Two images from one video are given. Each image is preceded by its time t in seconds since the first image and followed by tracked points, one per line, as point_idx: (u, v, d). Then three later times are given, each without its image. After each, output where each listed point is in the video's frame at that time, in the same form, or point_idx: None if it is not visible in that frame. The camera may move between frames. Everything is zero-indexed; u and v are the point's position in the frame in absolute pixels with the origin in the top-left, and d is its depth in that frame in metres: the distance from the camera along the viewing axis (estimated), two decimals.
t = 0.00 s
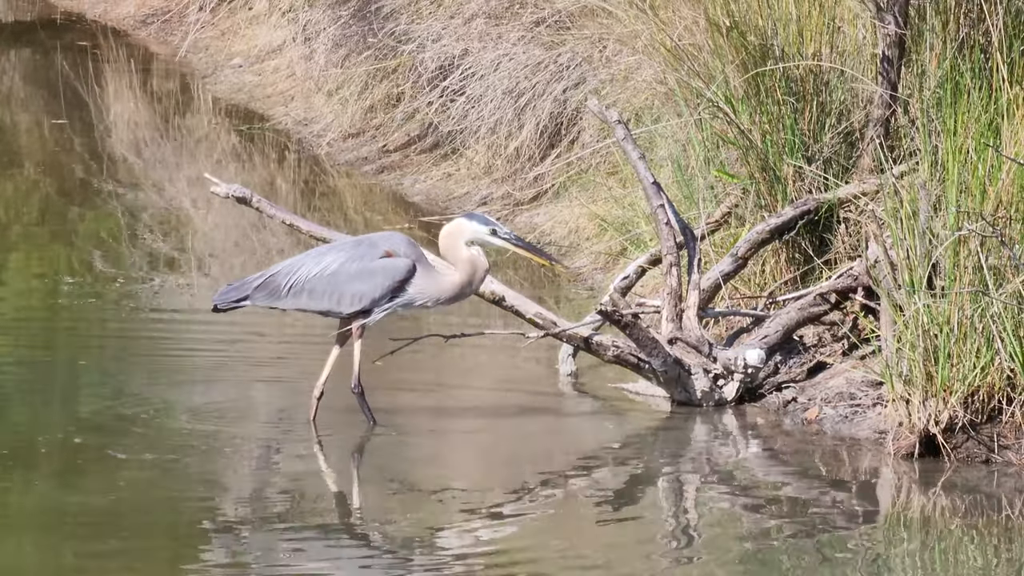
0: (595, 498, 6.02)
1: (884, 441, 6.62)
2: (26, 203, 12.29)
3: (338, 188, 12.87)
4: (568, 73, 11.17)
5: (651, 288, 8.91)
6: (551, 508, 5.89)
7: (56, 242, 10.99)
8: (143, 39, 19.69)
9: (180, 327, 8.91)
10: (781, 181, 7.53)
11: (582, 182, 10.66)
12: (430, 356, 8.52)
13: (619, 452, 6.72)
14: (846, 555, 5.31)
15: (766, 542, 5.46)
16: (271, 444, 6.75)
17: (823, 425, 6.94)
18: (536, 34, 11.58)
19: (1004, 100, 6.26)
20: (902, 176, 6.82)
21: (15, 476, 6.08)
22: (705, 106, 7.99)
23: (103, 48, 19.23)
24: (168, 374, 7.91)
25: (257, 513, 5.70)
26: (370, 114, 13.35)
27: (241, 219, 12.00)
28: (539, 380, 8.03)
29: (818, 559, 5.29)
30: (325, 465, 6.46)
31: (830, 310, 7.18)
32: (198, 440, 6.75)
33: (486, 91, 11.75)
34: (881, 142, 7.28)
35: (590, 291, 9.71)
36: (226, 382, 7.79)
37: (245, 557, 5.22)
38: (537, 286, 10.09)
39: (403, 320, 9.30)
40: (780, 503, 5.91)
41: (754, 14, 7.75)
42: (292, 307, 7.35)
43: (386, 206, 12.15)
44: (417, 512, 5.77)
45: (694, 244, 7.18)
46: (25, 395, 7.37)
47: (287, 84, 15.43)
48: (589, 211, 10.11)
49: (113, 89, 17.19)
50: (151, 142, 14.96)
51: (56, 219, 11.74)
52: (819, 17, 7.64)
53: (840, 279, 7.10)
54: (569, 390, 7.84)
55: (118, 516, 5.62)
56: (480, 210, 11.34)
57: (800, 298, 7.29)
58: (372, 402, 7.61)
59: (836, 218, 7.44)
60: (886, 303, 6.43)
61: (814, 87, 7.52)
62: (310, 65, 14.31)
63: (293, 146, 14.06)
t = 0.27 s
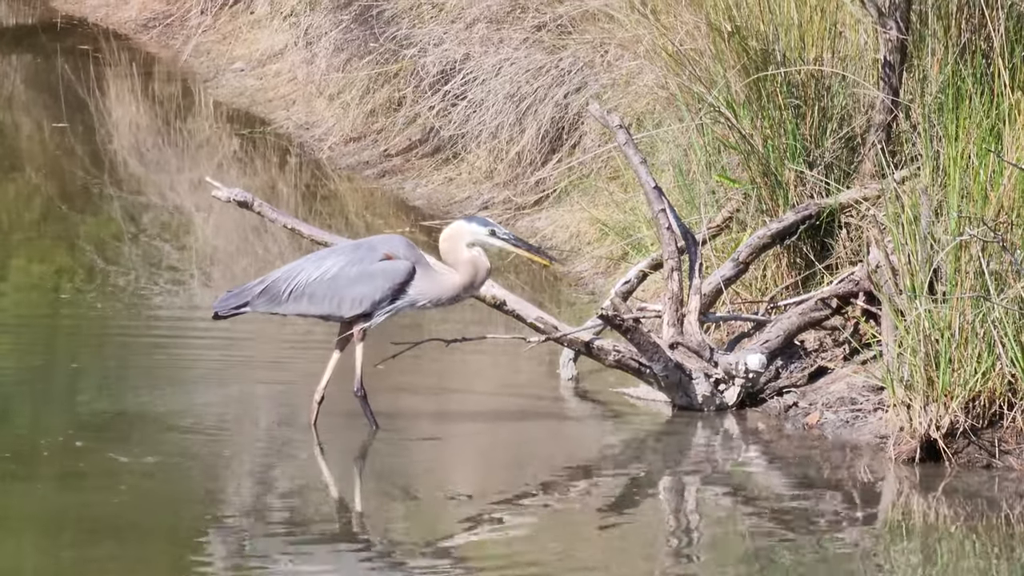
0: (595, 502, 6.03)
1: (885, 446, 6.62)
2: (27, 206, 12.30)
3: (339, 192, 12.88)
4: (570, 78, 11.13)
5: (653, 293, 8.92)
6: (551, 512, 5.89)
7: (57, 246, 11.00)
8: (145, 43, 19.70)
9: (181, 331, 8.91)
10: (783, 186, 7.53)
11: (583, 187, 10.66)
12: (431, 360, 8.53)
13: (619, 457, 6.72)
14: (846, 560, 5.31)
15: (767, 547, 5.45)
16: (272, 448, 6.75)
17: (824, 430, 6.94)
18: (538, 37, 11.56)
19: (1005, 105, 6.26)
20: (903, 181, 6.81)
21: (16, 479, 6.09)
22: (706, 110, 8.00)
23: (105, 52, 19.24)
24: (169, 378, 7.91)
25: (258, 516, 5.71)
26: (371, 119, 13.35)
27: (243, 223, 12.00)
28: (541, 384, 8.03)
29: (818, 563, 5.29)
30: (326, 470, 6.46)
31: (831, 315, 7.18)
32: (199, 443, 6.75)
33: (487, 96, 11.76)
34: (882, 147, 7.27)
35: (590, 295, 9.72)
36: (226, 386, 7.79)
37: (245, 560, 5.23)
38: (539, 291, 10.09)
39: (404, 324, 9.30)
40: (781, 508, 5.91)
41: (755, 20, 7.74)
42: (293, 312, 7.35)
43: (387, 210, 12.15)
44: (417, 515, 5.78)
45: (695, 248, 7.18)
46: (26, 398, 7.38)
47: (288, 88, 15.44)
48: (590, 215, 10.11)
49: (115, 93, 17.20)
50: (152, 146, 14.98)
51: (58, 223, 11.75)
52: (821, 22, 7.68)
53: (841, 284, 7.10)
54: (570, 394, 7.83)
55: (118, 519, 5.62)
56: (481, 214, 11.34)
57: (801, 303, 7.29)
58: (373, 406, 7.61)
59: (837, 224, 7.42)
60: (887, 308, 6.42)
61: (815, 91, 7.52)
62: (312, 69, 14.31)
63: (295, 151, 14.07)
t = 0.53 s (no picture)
0: (597, 505, 6.03)
1: (886, 449, 6.62)
2: (28, 209, 12.30)
3: (341, 195, 12.88)
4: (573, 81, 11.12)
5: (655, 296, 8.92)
6: (552, 514, 5.89)
7: (58, 248, 11.00)
8: (147, 45, 19.70)
9: (182, 333, 8.92)
10: (784, 189, 7.53)
11: (585, 189, 10.66)
12: (432, 363, 8.53)
13: (621, 459, 6.72)
14: (847, 563, 5.31)
15: (768, 550, 5.45)
16: (274, 451, 6.76)
17: (826, 433, 6.94)
18: (540, 40, 11.56)
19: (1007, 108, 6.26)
20: (904, 184, 6.80)
21: (17, 481, 6.09)
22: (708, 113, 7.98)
23: (106, 54, 19.24)
24: (171, 380, 7.92)
25: (259, 519, 5.71)
26: (372, 121, 13.36)
27: (244, 226, 12.00)
28: (542, 387, 8.03)
29: (819, 566, 5.29)
30: (327, 472, 6.46)
31: (832, 317, 7.19)
32: (200, 446, 6.75)
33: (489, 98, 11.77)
34: (883, 150, 7.29)
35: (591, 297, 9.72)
36: (228, 388, 7.79)
37: (246, 563, 5.23)
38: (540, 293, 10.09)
39: (406, 327, 9.30)
40: (782, 510, 5.91)
41: (757, 22, 7.72)
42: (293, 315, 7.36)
43: (389, 213, 12.16)
44: (418, 518, 5.78)
45: (696, 251, 7.18)
46: (28, 400, 7.38)
47: (290, 91, 15.45)
48: (592, 218, 10.12)
49: (117, 96, 17.21)
50: (154, 149, 14.98)
51: (60, 225, 11.76)
52: (822, 25, 7.66)
53: (843, 287, 7.10)
54: (572, 397, 7.83)
55: (119, 522, 5.63)
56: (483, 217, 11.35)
57: (803, 306, 7.29)
58: (374, 409, 7.62)
59: (839, 226, 7.42)
60: (888, 311, 6.42)
61: (817, 94, 7.52)
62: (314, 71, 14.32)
63: (297, 153, 14.07)
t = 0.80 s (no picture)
0: (597, 507, 6.03)
1: (887, 451, 6.62)
2: (29, 211, 12.30)
3: (341, 197, 12.88)
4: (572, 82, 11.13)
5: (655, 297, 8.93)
6: (553, 516, 5.89)
7: (58, 251, 11.00)
8: (147, 46, 19.70)
9: (183, 335, 8.91)
10: (785, 190, 7.53)
11: (585, 191, 10.66)
12: (433, 365, 8.53)
13: (621, 461, 6.72)
14: (848, 564, 5.32)
15: (769, 552, 5.46)
16: (274, 453, 6.75)
17: (826, 435, 6.94)
18: (540, 42, 11.56)
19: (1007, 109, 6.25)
20: (904, 185, 6.79)
21: (17, 484, 6.09)
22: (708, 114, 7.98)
23: (106, 56, 19.24)
24: (171, 382, 7.91)
25: (260, 521, 5.71)
26: (373, 123, 13.36)
27: (244, 228, 12.01)
28: (543, 389, 8.03)
29: (819, 567, 5.29)
30: (327, 474, 6.46)
31: (832, 320, 7.19)
32: (200, 448, 6.75)
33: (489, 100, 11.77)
34: (883, 152, 7.29)
35: (591, 299, 9.72)
36: (229, 390, 7.79)
37: (247, 565, 5.23)
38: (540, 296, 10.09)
39: (406, 329, 9.30)
40: (782, 512, 5.91)
41: (757, 24, 7.73)
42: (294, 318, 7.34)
43: (389, 215, 12.16)
44: (418, 520, 5.78)
45: (696, 253, 7.20)
46: (28, 403, 7.38)
47: (290, 92, 15.45)
48: (592, 219, 10.12)
49: (117, 98, 17.21)
50: (153, 151, 14.98)
51: (60, 228, 11.75)
52: (823, 26, 7.65)
53: (843, 288, 7.10)
54: (572, 399, 7.83)
55: (120, 524, 5.63)
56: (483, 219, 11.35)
57: (803, 308, 7.29)
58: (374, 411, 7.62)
59: (840, 228, 7.43)
60: (888, 312, 6.44)
61: (817, 95, 7.52)
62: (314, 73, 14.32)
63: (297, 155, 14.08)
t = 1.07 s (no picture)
0: (596, 507, 6.03)
1: (885, 451, 6.62)
2: (28, 212, 12.29)
3: (340, 198, 12.88)
4: (570, 83, 11.13)
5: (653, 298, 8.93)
6: (552, 516, 5.89)
7: (57, 251, 10.99)
8: (145, 47, 19.71)
9: (182, 336, 8.91)
10: (783, 191, 7.53)
11: (584, 192, 10.66)
12: (431, 366, 8.53)
13: (620, 461, 6.72)
14: (847, 564, 5.32)
15: (767, 552, 5.46)
16: (273, 453, 6.75)
17: (825, 436, 6.94)
18: (538, 43, 11.56)
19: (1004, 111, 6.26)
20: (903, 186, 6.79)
21: (16, 484, 6.08)
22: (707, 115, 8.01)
23: (104, 57, 19.24)
24: (170, 383, 7.91)
25: (258, 521, 5.71)
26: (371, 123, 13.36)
27: (243, 229, 12.01)
28: (542, 389, 8.03)
29: (818, 567, 5.30)
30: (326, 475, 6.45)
31: (831, 320, 7.18)
32: (199, 448, 6.75)
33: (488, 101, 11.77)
34: (882, 153, 7.29)
35: (590, 300, 9.73)
36: (227, 391, 7.79)
37: (247, 564, 5.24)
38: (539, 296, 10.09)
39: (404, 330, 9.30)
40: (781, 512, 5.91)
41: (755, 25, 7.73)
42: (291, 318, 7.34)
43: (388, 215, 12.16)
44: (417, 521, 5.78)
45: (695, 253, 7.19)
46: (27, 403, 7.37)
47: (288, 93, 15.45)
48: (591, 220, 10.12)
49: (115, 99, 17.21)
50: (152, 151, 14.98)
51: (58, 228, 11.75)
52: (821, 27, 7.64)
53: (842, 289, 7.10)
54: (570, 399, 7.83)
55: (119, 525, 5.62)
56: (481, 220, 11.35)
57: (802, 309, 7.29)
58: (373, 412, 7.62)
59: (838, 228, 7.43)
60: (887, 313, 6.44)
61: (815, 96, 7.52)
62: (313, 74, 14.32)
63: (296, 156, 14.08)
